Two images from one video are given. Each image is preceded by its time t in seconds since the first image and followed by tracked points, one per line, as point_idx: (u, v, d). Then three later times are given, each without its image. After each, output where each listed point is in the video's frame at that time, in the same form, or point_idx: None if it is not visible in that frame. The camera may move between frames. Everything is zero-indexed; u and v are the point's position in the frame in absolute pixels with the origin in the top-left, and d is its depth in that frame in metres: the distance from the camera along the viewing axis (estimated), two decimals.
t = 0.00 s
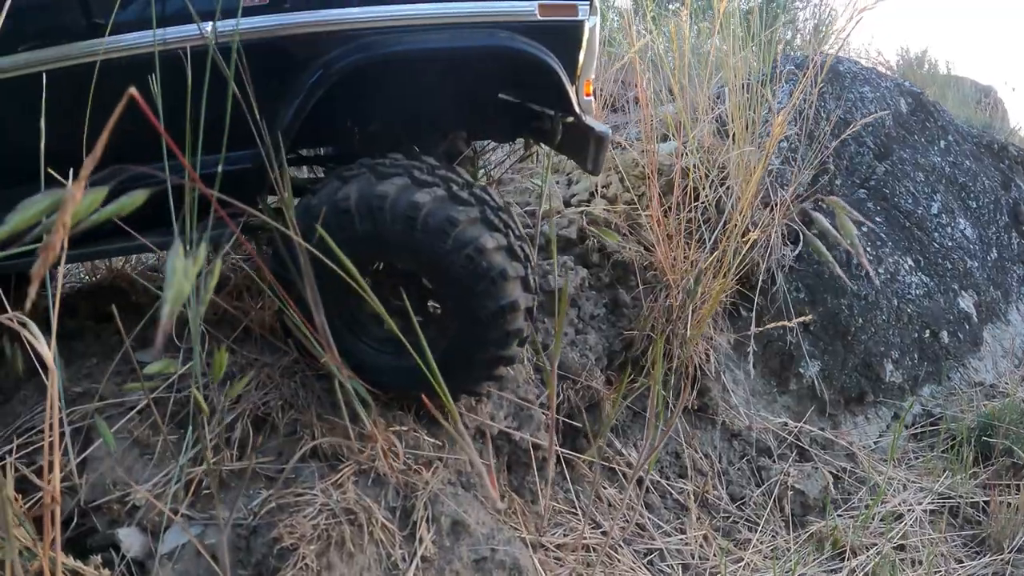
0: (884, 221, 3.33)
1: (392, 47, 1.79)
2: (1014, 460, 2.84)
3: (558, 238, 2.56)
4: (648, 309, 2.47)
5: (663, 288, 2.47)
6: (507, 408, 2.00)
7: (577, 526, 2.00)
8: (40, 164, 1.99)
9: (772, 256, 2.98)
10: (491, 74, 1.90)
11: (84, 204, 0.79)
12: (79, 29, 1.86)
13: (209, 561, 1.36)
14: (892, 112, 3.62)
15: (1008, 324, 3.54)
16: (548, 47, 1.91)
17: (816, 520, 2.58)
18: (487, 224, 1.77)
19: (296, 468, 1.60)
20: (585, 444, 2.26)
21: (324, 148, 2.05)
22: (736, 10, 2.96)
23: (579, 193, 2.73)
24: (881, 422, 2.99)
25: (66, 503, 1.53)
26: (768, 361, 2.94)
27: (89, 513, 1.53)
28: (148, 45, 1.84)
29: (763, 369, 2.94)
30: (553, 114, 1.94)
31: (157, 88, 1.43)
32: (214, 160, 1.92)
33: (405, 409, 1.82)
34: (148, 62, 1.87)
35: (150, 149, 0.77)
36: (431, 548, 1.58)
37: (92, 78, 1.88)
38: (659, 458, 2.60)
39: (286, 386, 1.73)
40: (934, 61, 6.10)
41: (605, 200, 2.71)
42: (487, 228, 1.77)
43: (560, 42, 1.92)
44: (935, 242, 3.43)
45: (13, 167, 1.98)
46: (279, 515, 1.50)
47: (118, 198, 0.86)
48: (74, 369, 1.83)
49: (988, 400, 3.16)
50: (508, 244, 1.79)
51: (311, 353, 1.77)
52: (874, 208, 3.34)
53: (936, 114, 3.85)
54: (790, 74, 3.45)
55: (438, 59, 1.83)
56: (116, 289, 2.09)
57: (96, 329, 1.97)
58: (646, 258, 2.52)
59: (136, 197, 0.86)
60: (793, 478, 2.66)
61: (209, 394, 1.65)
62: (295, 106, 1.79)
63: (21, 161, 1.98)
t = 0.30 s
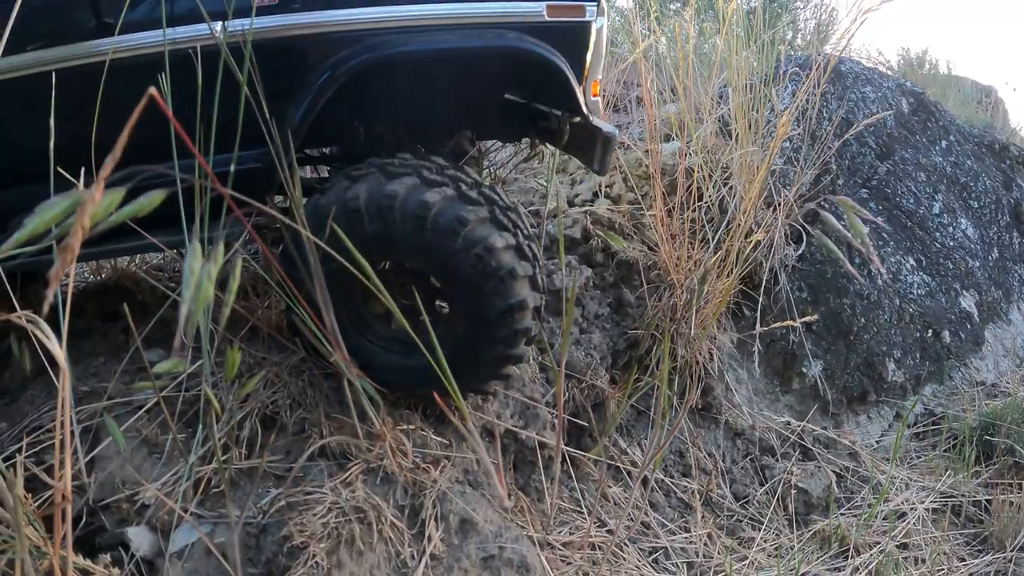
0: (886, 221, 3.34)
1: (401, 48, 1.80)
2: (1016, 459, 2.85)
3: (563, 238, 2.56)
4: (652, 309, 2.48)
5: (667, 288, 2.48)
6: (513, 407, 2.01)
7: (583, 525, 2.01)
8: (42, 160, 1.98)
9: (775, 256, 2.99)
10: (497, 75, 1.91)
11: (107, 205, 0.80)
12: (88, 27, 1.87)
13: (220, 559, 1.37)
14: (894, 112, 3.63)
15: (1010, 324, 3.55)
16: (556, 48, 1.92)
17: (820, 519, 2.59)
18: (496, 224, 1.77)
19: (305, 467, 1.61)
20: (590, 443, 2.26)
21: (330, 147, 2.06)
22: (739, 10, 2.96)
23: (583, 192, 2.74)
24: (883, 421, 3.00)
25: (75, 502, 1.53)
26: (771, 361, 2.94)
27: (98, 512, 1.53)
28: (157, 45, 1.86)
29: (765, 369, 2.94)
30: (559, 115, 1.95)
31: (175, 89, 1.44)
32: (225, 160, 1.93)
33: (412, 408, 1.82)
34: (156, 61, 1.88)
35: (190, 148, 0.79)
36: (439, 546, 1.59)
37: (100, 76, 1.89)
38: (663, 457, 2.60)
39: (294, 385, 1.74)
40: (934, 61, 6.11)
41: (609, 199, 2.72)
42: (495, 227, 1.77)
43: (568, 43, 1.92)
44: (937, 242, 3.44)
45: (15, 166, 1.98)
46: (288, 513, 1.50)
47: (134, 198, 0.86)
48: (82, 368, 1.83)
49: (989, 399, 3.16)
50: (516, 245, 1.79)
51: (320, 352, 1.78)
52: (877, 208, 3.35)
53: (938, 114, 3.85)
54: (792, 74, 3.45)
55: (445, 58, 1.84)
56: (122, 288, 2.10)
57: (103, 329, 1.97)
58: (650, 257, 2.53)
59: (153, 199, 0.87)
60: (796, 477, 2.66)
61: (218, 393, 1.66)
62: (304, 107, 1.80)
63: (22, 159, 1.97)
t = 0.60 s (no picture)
0: (888, 221, 3.33)
1: (400, 44, 1.79)
2: (1018, 459, 2.84)
3: (565, 238, 2.56)
4: (654, 308, 2.48)
5: (669, 287, 2.48)
6: (516, 406, 2.00)
7: (585, 524, 2.00)
8: (43, 159, 1.98)
9: (777, 256, 2.98)
10: (497, 71, 1.90)
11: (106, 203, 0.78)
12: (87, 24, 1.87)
13: (221, 557, 1.36)
14: (896, 112, 3.62)
15: (1012, 323, 3.54)
16: (555, 44, 1.91)
17: (822, 519, 2.59)
18: (492, 217, 1.77)
19: (306, 465, 1.60)
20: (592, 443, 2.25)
21: (330, 145, 2.06)
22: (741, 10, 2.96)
23: (584, 192, 2.73)
24: (885, 420, 3.00)
25: (75, 501, 1.53)
26: (773, 361, 2.93)
27: (98, 510, 1.53)
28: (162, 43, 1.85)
29: (767, 368, 2.93)
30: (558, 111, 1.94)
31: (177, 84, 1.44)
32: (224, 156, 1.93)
33: (413, 406, 1.82)
34: (157, 59, 1.87)
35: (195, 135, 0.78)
36: (441, 545, 1.58)
37: (99, 74, 1.88)
38: (666, 456, 2.60)
39: (297, 384, 1.73)
40: (936, 62, 6.11)
41: (611, 199, 2.72)
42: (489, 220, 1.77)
43: (567, 40, 1.91)
44: (939, 242, 3.44)
45: (15, 165, 1.98)
46: (289, 512, 1.50)
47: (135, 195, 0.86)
48: (83, 367, 1.83)
49: (992, 399, 3.16)
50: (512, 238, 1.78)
51: (320, 350, 1.77)
52: (878, 208, 3.34)
53: (939, 114, 3.85)
54: (794, 74, 3.45)
55: (443, 55, 1.83)
56: (123, 286, 2.10)
57: (105, 327, 1.97)
58: (652, 257, 2.52)
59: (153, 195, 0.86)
60: (798, 477, 2.66)
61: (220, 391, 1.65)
62: (303, 103, 1.80)
63: (22, 159, 1.97)
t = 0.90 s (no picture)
0: (890, 222, 3.33)
1: (388, 39, 1.81)
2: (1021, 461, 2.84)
3: (568, 238, 2.56)
4: (657, 308, 2.48)
5: (673, 288, 2.48)
6: (519, 406, 1.99)
7: (588, 525, 2.00)
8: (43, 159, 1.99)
9: (780, 257, 2.98)
10: (488, 69, 1.91)
11: (116, 204, 0.77)
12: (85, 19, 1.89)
13: (224, 557, 1.36)
14: (899, 113, 3.62)
15: (1015, 325, 3.54)
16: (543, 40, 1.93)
17: (825, 520, 2.58)
18: (467, 199, 1.78)
19: (309, 465, 1.60)
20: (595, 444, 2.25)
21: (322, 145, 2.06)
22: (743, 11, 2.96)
23: (587, 193, 2.73)
24: (888, 422, 3.01)
25: (79, 500, 1.53)
26: (776, 362, 2.94)
27: (102, 510, 1.52)
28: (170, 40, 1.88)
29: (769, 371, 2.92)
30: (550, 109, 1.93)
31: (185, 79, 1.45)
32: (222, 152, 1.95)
33: (418, 406, 1.81)
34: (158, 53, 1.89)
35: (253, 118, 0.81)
36: (445, 546, 1.58)
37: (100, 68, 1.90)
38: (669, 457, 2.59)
39: (301, 384, 1.73)
40: (939, 63, 6.09)
41: (614, 199, 2.72)
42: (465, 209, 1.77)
43: (555, 35, 1.93)
44: (942, 243, 3.44)
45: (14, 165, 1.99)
46: (293, 512, 1.50)
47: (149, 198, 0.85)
48: (86, 366, 1.83)
49: (995, 401, 3.16)
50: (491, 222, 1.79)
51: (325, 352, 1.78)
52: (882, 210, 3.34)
53: (942, 115, 3.84)
54: (796, 75, 3.45)
55: (434, 49, 1.84)
56: (126, 287, 2.09)
57: (108, 326, 1.97)
58: (655, 258, 2.52)
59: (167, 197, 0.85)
60: (801, 478, 2.66)
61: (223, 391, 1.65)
62: (292, 98, 1.80)
63: (23, 159, 1.98)
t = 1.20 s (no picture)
0: (896, 223, 3.32)
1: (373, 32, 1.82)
2: None
3: (573, 239, 2.55)
4: (664, 309, 2.46)
5: (680, 289, 2.47)
6: (527, 407, 1.98)
7: (596, 526, 1.98)
8: (42, 156, 1.98)
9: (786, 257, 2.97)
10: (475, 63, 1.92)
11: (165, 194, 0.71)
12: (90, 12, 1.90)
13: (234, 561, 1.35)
14: (904, 113, 3.61)
15: (1020, 326, 3.53)
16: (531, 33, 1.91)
17: (832, 521, 2.57)
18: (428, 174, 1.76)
19: (318, 467, 1.58)
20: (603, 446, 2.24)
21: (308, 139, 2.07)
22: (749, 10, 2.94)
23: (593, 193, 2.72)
24: (893, 423, 3.00)
25: (86, 503, 1.51)
26: (783, 363, 2.93)
27: (108, 513, 1.51)
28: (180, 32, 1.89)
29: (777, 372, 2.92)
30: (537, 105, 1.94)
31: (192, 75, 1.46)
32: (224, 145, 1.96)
33: (426, 406, 1.80)
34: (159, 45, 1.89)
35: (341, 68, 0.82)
36: (455, 548, 1.56)
37: (100, 62, 1.89)
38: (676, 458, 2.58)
39: (309, 384, 1.72)
40: (943, 63, 6.08)
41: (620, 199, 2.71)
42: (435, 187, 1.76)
43: (544, 27, 1.91)
44: (947, 243, 3.43)
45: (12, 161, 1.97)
46: (302, 515, 1.48)
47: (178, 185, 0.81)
48: (91, 367, 1.82)
49: (1000, 402, 3.15)
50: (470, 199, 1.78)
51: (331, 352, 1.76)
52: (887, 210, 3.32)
53: (947, 115, 3.83)
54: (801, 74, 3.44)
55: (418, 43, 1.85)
56: (131, 287, 2.09)
57: (112, 328, 1.97)
58: (662, 258, 2.51)
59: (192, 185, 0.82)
60: (808, 479, 2.65)
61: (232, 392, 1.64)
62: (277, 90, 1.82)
63: (22, 157, 1.97)
